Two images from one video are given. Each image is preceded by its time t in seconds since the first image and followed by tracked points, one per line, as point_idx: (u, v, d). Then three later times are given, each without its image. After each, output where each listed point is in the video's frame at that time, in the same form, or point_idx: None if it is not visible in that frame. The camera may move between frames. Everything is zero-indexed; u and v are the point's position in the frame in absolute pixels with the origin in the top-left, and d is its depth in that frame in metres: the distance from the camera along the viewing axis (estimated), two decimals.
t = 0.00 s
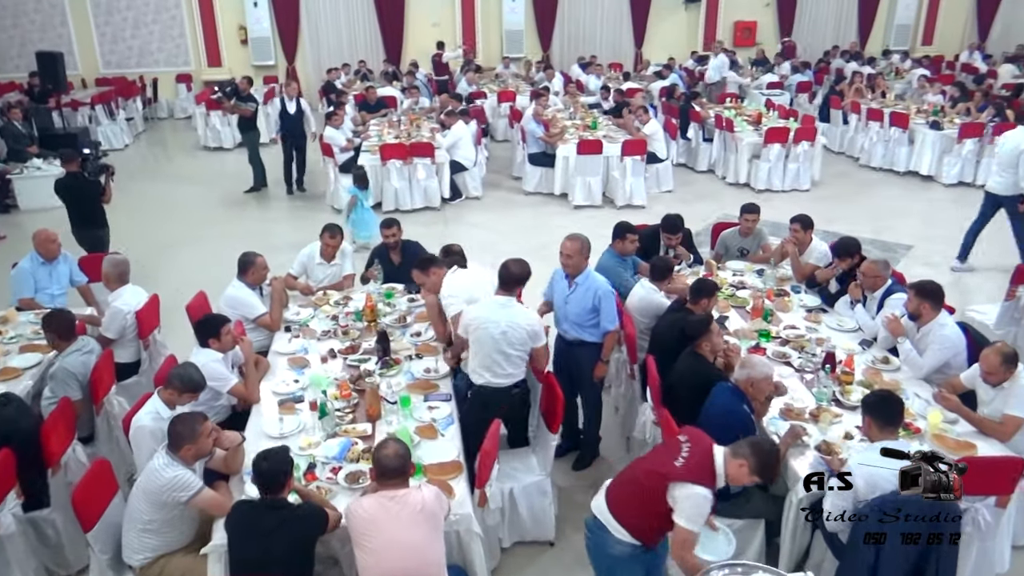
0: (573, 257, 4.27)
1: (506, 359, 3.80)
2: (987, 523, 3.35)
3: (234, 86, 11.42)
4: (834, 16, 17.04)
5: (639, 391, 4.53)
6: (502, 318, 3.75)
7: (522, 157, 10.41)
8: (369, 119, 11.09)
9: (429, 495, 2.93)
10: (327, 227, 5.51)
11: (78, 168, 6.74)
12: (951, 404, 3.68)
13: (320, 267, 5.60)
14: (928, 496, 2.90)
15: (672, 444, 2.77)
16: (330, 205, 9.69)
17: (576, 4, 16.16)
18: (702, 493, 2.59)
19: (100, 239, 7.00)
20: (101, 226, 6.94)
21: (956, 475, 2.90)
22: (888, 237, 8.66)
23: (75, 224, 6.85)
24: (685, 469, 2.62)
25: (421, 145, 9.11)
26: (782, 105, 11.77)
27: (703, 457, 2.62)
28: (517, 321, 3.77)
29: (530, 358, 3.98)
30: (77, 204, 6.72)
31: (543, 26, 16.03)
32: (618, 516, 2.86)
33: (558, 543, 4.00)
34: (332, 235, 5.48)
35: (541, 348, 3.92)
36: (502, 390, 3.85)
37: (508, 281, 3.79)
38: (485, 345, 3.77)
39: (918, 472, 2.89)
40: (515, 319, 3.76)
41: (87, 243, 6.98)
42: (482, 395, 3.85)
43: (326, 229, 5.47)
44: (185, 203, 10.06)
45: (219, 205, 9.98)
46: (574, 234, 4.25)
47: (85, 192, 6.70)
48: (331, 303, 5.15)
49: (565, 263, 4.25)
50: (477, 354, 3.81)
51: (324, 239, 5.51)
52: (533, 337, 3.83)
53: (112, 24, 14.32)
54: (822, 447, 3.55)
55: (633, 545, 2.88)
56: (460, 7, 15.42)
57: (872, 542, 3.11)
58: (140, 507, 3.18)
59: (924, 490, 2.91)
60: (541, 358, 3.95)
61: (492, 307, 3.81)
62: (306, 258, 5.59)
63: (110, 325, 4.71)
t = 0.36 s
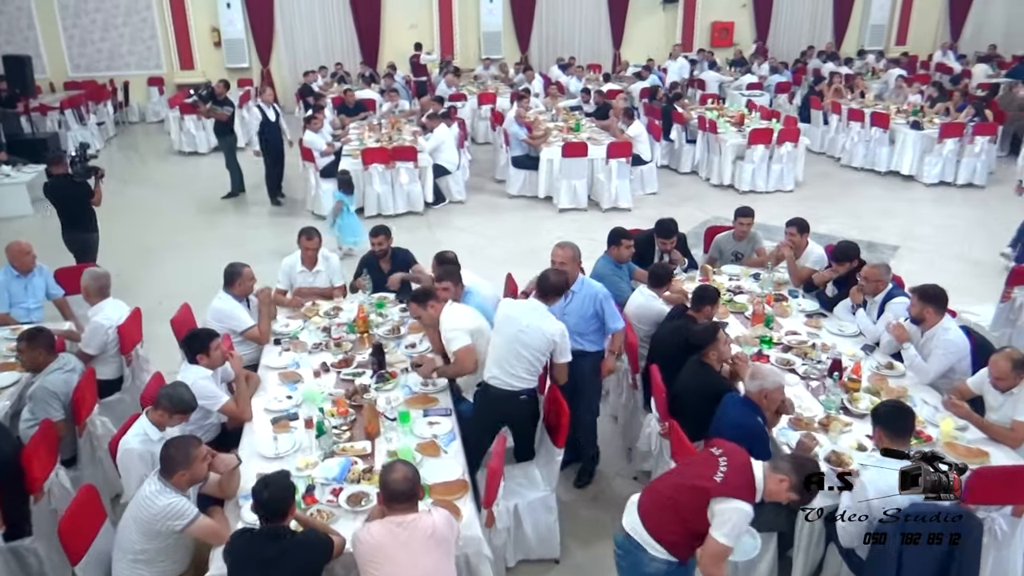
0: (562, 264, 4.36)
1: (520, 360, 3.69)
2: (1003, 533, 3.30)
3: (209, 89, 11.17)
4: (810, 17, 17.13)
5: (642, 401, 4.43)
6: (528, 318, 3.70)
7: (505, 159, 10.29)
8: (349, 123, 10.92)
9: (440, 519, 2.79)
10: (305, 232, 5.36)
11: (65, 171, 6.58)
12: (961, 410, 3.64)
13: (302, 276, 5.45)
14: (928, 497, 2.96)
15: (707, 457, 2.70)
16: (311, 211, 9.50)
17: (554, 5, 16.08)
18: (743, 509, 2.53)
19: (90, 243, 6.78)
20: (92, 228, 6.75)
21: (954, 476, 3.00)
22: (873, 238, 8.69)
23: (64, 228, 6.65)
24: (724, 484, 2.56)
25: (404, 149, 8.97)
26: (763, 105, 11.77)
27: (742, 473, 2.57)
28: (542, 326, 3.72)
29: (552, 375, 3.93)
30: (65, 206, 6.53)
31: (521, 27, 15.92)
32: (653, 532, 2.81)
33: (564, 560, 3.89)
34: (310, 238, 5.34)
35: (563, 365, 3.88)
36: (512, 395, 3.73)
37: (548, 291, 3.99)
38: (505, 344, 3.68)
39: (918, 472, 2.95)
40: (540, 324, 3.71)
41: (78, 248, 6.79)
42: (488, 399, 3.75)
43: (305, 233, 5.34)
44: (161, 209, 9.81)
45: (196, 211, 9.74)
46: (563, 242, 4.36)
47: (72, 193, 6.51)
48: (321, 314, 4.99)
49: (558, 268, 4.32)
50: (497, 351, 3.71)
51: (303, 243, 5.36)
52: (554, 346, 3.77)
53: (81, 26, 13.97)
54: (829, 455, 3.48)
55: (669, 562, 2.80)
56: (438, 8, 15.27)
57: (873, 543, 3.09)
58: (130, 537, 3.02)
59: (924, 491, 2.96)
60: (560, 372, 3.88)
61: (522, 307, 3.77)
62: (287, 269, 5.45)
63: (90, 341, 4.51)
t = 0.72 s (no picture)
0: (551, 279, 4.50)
1: (531, 366, 3.67)
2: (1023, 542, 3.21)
3: (183, 94, 10.92)
4: (785, 18, 17.22)
5: (643, 413, 4.32)
6: (542, 324, 3.74)
7: (487, 163, 10.17)
8: (327, 127, 10.72)
9: (454, 548, 2.65)
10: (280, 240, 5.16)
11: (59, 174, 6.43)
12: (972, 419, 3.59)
13: (285, 287, 5.25)
14: (927, 495, 2.95)
15: (735, 480, 2.63)
16: (291, 217, 9.31)
17: (530, 6, 15.98)
18: (768, 537, 2.46)
19: (85, 247, 6.52)
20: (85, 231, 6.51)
21: (954, 476, 2.97)
22: (857, 240, 8.71)
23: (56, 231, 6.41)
24: (751, 509, 2.49)
25: (385, 154, 8.80)
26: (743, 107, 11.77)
27: (772, 500, 2.50)
28: (555, 332, 3.74)
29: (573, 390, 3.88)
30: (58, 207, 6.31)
31: (498, 28, 15.80)
32: (673, 554, 2.71)
33: None
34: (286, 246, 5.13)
35: (579, 378, 3.83)
36: (519, 404, 3.65)
37: (564, 301, 3.86)
38: (518, 346, 3.69)
39: (918, 473, 2.91)
40: (554, 331, 3.74)
41: (69, 252, 6.52)
42: (496, 408, 3.67)
43: (281, 242, 5.13)
44: (135, 217, 9.55)
45: (171, 219, 9.50)
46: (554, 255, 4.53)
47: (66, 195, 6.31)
48: (309, 327, 4.83)
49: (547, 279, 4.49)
50: (509, 354, 3.71)
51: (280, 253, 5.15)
52: (568, 354, 3.77)
53: (46, 29, 13.62)
54: (840, 466, 3.42)
55: None
56: (414, 10, 15.10)
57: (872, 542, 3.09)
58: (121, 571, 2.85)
59: (924, 490, 2.95)
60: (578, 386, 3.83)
61: (536, 315, 3.82)
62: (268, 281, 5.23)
63: (69, 360, 4.30)
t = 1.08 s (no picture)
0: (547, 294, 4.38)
1: (536, 378, 3.52)
2: None
3: (156, 99, 10.65)
4: (759, 19, 17.29)
5: (649, 425, 4.22)
6: (546, 335, 3.59)
7: (469, 167, 10.03)
8: (304, 132, 10.52)
9: None
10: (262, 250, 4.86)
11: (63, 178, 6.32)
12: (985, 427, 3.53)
13: (268, 299, 4.97)
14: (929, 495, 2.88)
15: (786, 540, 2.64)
16: (269, 224, 9.10)
17: (506, 7, 15.86)
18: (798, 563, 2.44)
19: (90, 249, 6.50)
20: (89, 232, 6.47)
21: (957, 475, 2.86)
22: (842, 241, 8.72)
23: (60, 232, 6.37)
24: (791, 537, 2.52)
25: (366, 159, 8.63)
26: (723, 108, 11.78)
27: (818, 543, 2.51)
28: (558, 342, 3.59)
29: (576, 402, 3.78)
30: (62, 208, 6.25)
31: (474, 30, 15.66)
32: None
33: None
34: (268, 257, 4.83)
35: (582, 388, 3.74)
36: (524, 418, 3.51)
37: (563, 310, 3.76)
38: (521, 358, 3.53)
39: (918, 473, 2.85)
40: (556, 341, 3.58)
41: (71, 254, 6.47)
42: (498, 422, 3.53)
43: (262, 252, 4.82)
44: (106, 226, 9.26)
45: (145, 228, 9.23)
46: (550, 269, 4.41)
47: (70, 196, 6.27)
48: (299, 341, 4.66)
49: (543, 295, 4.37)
50: (511, 368, 3.55)
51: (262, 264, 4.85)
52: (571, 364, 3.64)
53: (10, 32, 13.21)
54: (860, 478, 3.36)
55: None
56: (389, 12, 14.91)
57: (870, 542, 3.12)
58: None
59: (926, 489, 2.88)
60: (582, 399, 3.74)
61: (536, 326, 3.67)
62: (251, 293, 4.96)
63: (47, 382, 4.10)
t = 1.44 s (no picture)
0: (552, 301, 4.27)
1: (536, 398, 3.37)
2: None
3: (127, 104, 10.36)
4: (733, 21, 17.35)
5: (653, 439, 4.13)
6: (547, 351, 3.42)
7: (450, 172, 9.89)
8: (280, 137, 10.31)
9: None
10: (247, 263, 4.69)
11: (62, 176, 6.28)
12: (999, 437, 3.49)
13: (256, 314, 4.78)
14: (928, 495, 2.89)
15: None
16: (247, 232, 8.88)
17: (481, 9, 15.71)
18: None
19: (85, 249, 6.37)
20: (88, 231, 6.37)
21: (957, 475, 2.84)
22: (826, 242, 8.70)
23: (57, 231, 6.24)
24: None
25: (347, 165, 8.44)
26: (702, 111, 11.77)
27: None
28: (561, 359, 3.41)
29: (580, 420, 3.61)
30: (63, 206, 6.18)
31: (450, 32, 15.51)
32: None
33: None
34: (254, 270, 4.66)
35: (587, 406, 3.55)
36: (525, 438, 3.38)
37: (562, 322, 3.63)
38: (522, 377, 3.38)
39: (918, 472, 2.88)
40: (558, 358, 3.41)
41: (70, 254, 6.33)
42: (498, 442, 3.41)
43: (249, 265, 4.65)
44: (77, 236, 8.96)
45: (117, 238, 8.95)
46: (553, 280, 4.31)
47: (71, 192, 6.23)
48: (288, 357, 4.50)
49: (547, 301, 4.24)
50: (512, 385, 3.40)
51: (247, 277, 4.67)
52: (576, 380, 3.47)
53: None
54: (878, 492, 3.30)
55: None
56: (363, 15, 14.71)
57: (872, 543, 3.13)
58: None
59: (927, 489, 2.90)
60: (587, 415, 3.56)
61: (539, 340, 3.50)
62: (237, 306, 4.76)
63: (24, 406, 3.89)
